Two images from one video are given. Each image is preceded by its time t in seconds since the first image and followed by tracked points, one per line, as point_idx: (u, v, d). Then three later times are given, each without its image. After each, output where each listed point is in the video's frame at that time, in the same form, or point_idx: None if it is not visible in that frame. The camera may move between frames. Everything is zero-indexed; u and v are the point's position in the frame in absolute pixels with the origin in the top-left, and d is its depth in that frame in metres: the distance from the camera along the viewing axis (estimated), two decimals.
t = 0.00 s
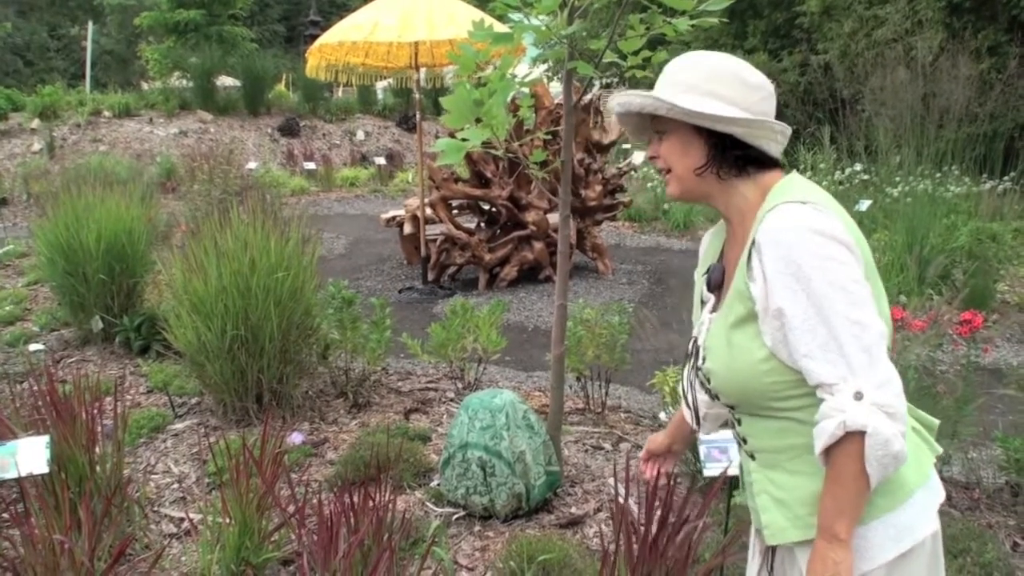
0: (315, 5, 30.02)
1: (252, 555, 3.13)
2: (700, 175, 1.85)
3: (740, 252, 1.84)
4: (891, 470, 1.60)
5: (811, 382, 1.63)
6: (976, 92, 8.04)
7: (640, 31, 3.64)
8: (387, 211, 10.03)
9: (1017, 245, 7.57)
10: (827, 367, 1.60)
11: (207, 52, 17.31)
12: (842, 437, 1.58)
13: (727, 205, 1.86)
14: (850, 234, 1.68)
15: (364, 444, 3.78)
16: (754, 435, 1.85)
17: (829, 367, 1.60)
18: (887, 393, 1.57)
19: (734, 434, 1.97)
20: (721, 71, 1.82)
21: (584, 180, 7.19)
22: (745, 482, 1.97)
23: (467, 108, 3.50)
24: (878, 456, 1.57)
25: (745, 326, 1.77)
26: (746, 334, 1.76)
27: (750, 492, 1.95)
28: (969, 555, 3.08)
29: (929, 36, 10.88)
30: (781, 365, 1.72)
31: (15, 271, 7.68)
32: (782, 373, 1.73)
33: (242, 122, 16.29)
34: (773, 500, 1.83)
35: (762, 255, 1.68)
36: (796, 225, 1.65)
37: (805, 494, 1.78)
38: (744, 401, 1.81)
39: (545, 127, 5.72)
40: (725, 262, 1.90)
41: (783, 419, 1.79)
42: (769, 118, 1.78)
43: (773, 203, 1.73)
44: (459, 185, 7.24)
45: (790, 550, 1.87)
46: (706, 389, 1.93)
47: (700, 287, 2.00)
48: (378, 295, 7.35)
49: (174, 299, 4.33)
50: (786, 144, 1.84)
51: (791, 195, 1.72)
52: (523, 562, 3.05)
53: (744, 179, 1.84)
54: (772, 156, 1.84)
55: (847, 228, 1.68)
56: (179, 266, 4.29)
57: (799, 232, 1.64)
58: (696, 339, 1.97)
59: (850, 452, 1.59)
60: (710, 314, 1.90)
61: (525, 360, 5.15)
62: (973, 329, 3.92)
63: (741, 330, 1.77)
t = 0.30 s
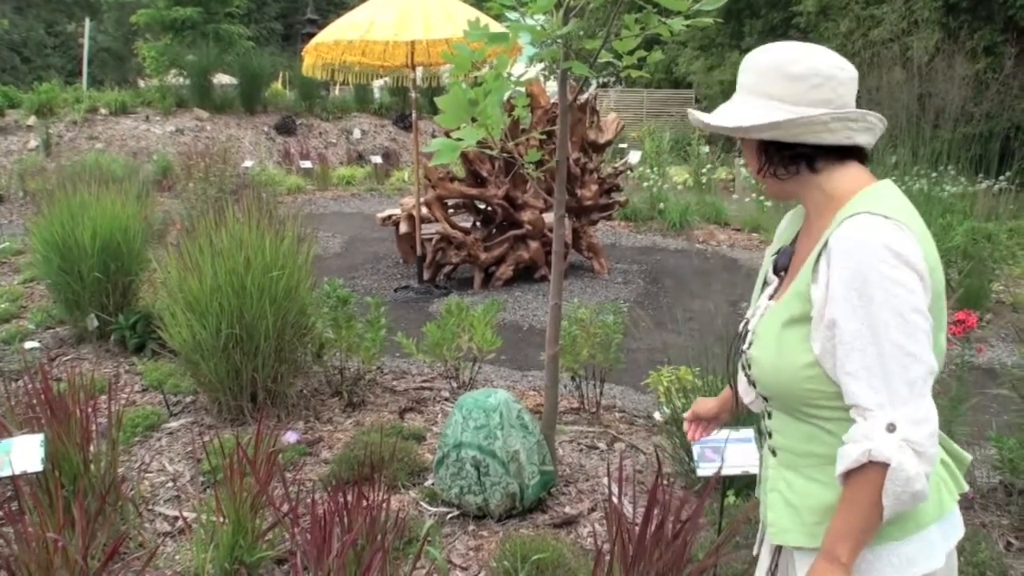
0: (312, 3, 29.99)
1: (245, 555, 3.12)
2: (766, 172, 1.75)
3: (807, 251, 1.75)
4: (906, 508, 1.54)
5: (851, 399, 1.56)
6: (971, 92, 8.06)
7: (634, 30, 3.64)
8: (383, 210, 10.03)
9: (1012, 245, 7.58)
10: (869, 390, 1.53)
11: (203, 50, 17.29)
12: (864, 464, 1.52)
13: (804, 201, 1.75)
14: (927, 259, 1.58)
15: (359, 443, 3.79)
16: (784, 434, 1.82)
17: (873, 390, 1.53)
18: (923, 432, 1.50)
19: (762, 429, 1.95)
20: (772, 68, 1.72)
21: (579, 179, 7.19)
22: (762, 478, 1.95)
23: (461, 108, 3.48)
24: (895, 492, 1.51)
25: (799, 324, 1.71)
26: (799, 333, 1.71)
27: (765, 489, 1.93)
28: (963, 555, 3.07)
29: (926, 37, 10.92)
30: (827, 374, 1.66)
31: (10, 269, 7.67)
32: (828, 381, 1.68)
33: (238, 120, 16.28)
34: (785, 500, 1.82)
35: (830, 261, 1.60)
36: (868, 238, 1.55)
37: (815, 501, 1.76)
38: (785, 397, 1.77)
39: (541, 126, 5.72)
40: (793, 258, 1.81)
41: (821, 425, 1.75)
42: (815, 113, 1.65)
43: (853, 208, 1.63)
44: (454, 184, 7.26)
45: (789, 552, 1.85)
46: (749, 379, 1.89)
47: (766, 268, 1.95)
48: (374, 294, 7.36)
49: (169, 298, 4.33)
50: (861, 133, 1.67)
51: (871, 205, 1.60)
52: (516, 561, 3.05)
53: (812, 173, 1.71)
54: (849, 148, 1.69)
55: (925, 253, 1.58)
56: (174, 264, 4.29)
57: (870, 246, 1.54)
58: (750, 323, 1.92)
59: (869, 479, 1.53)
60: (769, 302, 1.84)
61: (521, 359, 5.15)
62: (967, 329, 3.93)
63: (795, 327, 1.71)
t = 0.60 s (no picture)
0: (293, 4, 29.90)
1: (226, 558, 3.12)
2: (838, 177, 1.72)
3: (864, 255, 1.73)
4: (922, 534, 1.56)
5: (882, 417, 1.56)
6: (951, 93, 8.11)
7: (614, 31, 3.66)
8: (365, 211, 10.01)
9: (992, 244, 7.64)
10: (900, 412, 1.53)
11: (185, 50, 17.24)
12: (886, 486, 1.54)
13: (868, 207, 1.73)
14: (977, 287, 1.56)
15: (340, 444, 3.78)
16: (816, 434, 1.84)
17: (905, 414, 1.53)
18: (949, 463, 1.51)
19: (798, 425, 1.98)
20: (850, 69, 1.70)
21: (561, 180, 7.20)
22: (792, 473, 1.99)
23: (441, 109, 3.49)
24: (914, 517, 1.53)
25: (844, 331, 1.69)
26: (843, 340, 1.69)
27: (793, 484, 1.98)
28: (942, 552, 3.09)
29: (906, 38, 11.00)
30: (863, 385, 1.66)
31: None
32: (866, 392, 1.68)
33: (220, 120, 16.22)
34: (810, 498, 1.86)
35: (878, 275, 1.58)
36: (918, 259, 1.53)
37: (835, 502, 1.80)
38: (822, 399, 1.77)
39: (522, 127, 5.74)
40: (852, 260, 1.79)
41: (856, 432, 1.75)
42: (891, 123, 1.62)
43: (912, 225, 1.60)
44: (437, 185, 7.24)
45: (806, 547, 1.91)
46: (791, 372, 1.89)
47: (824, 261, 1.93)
48: (355, 295, 7.35)
49: (149, 300, 4.32)
50: (938, 143, 1.64)
51: (931, 225, 1.58)
52: (497, 562, 3.05)
53: (886, 180, 1.69)
54: (924, 158, 1.66)
55: (977, 282, 1.56)
56: (153, 266, 4.28)
57: (920, 269, 1.53)
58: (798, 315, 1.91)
59: (889, 501, 1.55)
60: (819, 298, 1.83)
61: (502, 360, 5.16)
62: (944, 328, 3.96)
63: (840, 333, 1.70)
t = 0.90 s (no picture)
0: (266, 6, 29.80)
1: (198, 563, 3.10)
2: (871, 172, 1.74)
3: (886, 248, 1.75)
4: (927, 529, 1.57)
5: (894, 409, 1.57)
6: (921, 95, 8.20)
7: (586, 35, 3.68)
8: (339, 215, 9.99)
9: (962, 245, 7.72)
10: (912, 406, 1.54)
11: (157, 53, 17.12)
12: (895, 478, 1.55)
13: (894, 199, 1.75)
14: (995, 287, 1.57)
15: (313, 449, 3.77)
16: (827, 423, 1.87)
17: (916, 408, 1.53)
18: (958, 461, 1.52)
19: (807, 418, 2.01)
20: (885, 65, 1.70)
21: (534, 183, 7.21)
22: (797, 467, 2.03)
23: (414, 112, 3.50)
24: (920, 512, 1.55)
25: (862, 322, 1.70)
26: (860, 331, 1.71)
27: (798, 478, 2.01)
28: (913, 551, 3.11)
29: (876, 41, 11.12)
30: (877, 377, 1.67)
31: None
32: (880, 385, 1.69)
33: (193, 124, 16.13)
34: (815, 485, 1.90)
35: (897, 268, 1.59)
36: (938, 255, 1.54)
37: (839, 491, 1.84)
38: (837, 387, 1.78)
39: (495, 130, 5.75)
40: (875, 253, 1.81)
41: (868, 425, 1.77)
42: (925, 118, 1.63)
43: (932, 222, 1.61)
44: (410, 188, 7.23)
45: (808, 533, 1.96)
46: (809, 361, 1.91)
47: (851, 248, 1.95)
48: (329, 299, 7.33)
49: (120, 304, 4.29)
50: (970, 140, 1.65)
51: (950, 222, 1.60)
52: (471, 566, 3.05)
53: (916, 175, 1.70)
54: (955, 155, 1.67)
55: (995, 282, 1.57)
56: (124, 271, 4.25)
57: (939, 264, 1.54)
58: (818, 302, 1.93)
59: (897, 493, 1.56)
60: (839, 286, 1.85)
61: (477, 363, 5.16)
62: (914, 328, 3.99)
63: (858, 324, 1.71)
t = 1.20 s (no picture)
0: (239, 8, 29.68)
1: (169, 568, 3.06)
2: (895, 169, 1.80)
3: (890, 248, 1.84)
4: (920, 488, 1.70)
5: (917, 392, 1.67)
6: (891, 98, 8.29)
7: (558, 38, 3.70)
8: (313, 217, 9.96)
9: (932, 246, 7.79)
10: (939, 390, 1.64)
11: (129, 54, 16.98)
12: (912, 448, 1.66)
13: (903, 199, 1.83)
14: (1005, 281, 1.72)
15: (285, 452, 3.76)
16: (830, 419, 1.92)
17: (944, 392, 1.64)
18: (973, 445, 1.66)
19: (806, 411, 2.06)
20: (954, 70, 1.76)
21: (508, 186, 7.22)
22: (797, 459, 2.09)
23: (386, 116, 3.50)
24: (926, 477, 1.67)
25: (878, 316, 1.77)
26: (876, 325, 1.78)
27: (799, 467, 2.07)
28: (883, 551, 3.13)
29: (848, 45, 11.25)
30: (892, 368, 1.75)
31: None
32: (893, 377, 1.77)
33: (166, 126, 16.04)
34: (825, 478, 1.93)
35: (924, 262, 1.69)
36: (969, 252, 1.66)
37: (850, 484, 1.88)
38: (845, 380, 1.84)
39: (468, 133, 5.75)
40: (872, 251, 1.89)
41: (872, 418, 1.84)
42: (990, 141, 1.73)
43: (954, 219, 1.73)
44: (383, 191, 7.17)
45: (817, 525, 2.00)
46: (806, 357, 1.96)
47: (836, 249, 2.02)
48: (302, 302, 7.30)
49: (90, 308, 4.26)
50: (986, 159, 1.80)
51: (974, 222, 1.72)
52: (443, 569, 3.04)
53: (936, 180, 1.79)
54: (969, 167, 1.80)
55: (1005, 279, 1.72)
56: (94, 274, 4.23)
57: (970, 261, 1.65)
58: (812, 300, 1.99)
59: (897, 447, 1.67)
60: (838, 284, 1.91)
61: (450, 366, 5.16)
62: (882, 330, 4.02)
63: (874, 317, 1.78)
